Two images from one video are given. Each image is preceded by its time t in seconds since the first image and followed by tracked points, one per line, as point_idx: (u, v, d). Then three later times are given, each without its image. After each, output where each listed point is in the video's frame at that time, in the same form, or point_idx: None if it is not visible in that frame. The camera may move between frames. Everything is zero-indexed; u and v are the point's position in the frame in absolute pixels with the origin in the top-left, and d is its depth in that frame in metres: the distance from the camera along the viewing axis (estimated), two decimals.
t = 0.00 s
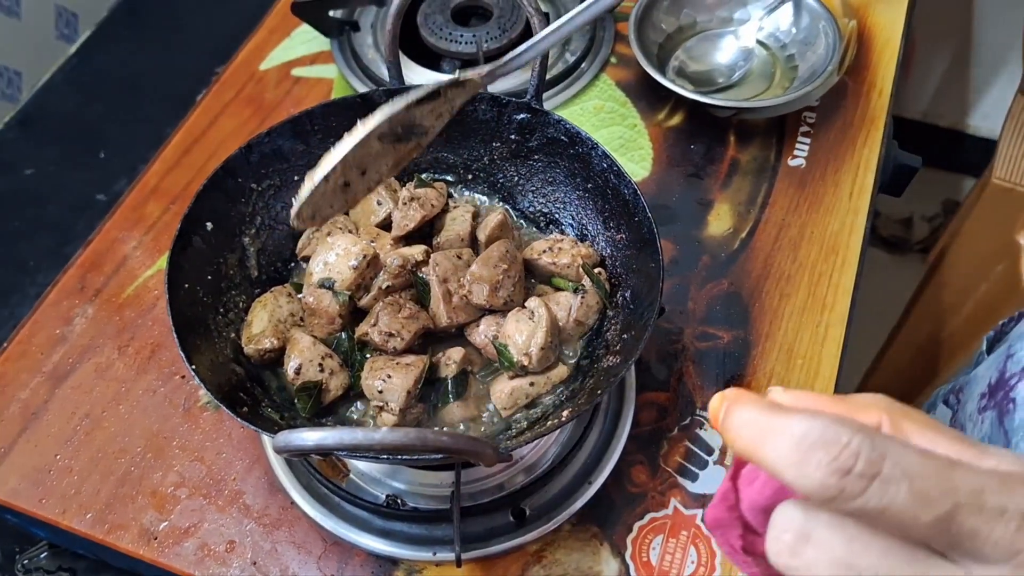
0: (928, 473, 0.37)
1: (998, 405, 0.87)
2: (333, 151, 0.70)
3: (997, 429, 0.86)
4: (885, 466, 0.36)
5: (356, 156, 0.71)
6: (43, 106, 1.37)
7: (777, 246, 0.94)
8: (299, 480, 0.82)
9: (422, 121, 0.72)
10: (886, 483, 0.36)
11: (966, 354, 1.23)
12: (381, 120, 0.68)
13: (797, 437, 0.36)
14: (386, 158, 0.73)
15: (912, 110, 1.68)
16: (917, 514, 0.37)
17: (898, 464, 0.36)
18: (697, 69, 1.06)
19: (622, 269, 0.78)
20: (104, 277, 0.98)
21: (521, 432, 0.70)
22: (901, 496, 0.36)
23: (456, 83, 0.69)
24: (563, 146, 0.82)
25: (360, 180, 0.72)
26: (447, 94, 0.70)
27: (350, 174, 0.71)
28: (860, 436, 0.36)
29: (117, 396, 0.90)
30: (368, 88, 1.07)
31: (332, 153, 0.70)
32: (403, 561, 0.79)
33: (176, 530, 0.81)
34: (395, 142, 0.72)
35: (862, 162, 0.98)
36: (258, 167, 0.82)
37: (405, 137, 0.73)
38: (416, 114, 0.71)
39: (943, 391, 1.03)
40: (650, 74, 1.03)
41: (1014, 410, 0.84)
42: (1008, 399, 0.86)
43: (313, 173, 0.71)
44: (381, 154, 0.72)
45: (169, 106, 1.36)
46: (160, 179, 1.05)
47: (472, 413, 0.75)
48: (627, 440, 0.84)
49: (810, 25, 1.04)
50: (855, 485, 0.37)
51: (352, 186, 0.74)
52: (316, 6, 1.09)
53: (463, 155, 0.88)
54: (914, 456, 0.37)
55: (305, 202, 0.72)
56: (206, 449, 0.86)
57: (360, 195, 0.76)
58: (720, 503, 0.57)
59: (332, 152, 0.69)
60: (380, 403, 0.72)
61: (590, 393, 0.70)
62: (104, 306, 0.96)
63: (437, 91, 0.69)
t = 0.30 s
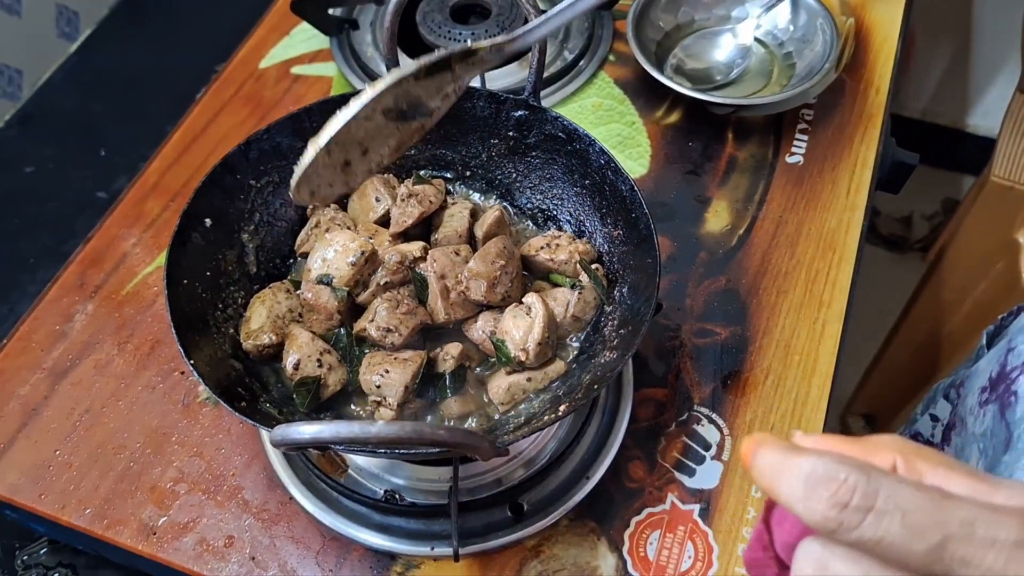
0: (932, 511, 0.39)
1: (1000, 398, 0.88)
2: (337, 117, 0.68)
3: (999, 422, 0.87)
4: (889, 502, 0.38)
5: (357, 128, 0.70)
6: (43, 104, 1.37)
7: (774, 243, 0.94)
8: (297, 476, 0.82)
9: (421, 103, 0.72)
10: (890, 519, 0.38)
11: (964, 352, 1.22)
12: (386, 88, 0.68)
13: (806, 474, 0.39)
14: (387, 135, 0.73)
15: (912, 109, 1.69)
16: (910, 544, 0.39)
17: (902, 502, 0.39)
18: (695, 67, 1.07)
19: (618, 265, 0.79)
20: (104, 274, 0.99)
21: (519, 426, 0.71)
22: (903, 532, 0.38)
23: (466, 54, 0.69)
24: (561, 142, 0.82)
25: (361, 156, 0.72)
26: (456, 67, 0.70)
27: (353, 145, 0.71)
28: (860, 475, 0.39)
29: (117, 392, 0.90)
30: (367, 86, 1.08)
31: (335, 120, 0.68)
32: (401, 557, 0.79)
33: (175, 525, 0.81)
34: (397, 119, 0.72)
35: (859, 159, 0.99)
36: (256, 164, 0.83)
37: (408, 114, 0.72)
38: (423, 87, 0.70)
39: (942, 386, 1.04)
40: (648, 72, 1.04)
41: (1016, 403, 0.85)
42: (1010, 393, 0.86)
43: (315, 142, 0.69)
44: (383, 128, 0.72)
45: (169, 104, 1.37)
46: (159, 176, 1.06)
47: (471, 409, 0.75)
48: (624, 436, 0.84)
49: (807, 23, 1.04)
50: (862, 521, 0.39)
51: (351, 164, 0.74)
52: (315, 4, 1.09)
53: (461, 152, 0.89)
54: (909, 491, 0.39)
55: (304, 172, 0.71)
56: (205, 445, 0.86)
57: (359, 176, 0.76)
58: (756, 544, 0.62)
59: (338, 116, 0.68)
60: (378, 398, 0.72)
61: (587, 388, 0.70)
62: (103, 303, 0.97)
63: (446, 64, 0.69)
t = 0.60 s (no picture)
0: (1000, 531, 0.60)
1: (999, 394, 0.88)
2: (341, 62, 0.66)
3: (999, 419, 0.87)
4: (949, 518, 0.63)
5: (356, 79, 0.69)
6: (44, 103, 1.38)
7: (770, 238, 0.95)
8: (296, 469, 0.83)
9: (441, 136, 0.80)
10: (956, 528, 0.62)
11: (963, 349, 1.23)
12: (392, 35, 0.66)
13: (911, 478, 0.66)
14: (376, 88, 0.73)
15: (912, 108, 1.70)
16: (959, 518, 0.62)
17: (1009, 521, 0.60)
18: (692, 64, 1.07)
19: (614, 259, 0.79)
20: (105, 270, 0.99)
21: (515, 418, 0.71)
22: (989, 543, 0.60)
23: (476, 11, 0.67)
24: (558, 138, 0.83)
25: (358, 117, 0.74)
26: (460, 27, 0.70)
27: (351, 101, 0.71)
28: (992, 509, 0.61)
29: (117, 387, 0.91)
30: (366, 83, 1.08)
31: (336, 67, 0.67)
32: (399, 548, 0.79)
33: (174, 517, 0.82)
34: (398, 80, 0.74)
35: (854, 156, 0.99)
36: (256, 160, 0.83)
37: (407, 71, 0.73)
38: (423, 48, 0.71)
39: (938, 382, 1.04)
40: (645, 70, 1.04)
41: (1016, 400, 0.85)
42: (1009, 389, 0.87)
43: (315, 87, 0.67)
44: (381, 90, 0.73)
45: (170, 103, 1.38)
46: (159, 173, 1.06)
47: (468, 401, 0.76)
48: (620, 429, 0.85)
49: (803, 20, 1.05)
50: (961, 527, 0.62)
51: (346, 126, 0.75)
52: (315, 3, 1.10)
53: (459, 147, 0.89)
54: (945, 484, 0.64)
55: (298, 123, 0.69)
56: (205, 439, 0.87)
57: (355, 131, 0.76)
58: None
59: (342, 61, 0.66)
60: (376, 390, 0.73)
61: (582, 380, 0.71)
62: (104, 299, 0.97)
63: (453, 23, 0.69)
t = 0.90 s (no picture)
0: (1007, 509, 0.67)
1: (1001, 398, 0.88)
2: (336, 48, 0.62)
3: (1003, 424, 0.87)
4: (971, 507, 0.70)
5: (353, 72, 0.67)
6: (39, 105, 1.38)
7: (764, 240, 0.95)
8: (290, 471, 0.83)
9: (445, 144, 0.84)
10: (971, 513, 0.70)
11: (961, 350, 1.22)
12: (386, 22, 0.62)
13: (943, 473, 0.75)
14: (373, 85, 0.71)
15: (909, 110, 1.71)
16: (975, 509, 0.70)
17: (1011, 501, 0.67)
18: (686, 66, 1.07)
19: (606, 261, 0.79)
20: (99, 272, 0.99)
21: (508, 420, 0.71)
22: (998, 523, 0.68)
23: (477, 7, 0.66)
24: (550, 140, 0.83)
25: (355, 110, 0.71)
26: (456, 22, 0.68)
27: (345, 95, 0.69)
28: (1003, 492, 0.68)
29: (111, 388, 0.91)
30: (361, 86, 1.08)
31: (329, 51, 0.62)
32: (392, 551, 0.79)
33: (167, 520, 0.82)
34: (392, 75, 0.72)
35: (848, 157, 0.99)
36: (249, 162, 0.83)
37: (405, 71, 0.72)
38: (418, 44, 0.69)
39: (937, 385, 1.03)
40: (639, 71, 1.04)
41: (1019, 403, 0.85)
42: (1011, 393, 0.87)
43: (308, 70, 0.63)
44: (376, 85, 0.72)
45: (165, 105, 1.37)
46: (154, 175, 1.06)
47: (459, 403, 0.76)
48: (613, 430, 0.85)
49: (797, 22, 1.05)
50: (975, 512, 0.69)
51: (342, 121, 0.73)
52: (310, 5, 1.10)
53: (452, 149, 0.90)
54: (966, 478, 0.71)
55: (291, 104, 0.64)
56: (198, 441, 0.87)
57: (348, 126, 0.74)
58: None
59: (334, 46, 0.62)
60: (368, 393, 0.73)
61: (574, 382, 0.71)
62: (98, 301, 0.97)
63: (450, 17, 0.67)
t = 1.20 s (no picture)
0: (1007, 525, 0.67)
1: (1005, 399, 0.87)
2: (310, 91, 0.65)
3: (1008, 426, 0.85)
4: (971, 525, 0.69)
5: (330, 107, 0.70)
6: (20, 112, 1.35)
7: (757, 254, 0.92)
8: (267, 496, 0.80)
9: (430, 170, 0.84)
10: (970, 531, 0.69)
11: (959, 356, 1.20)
12: (354, 59, 0.65)
13: (939, 494, 0.74)
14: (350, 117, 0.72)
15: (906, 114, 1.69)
16: (975, 526, 0.69)
17: (1012, 519, 0.67)
18: (678, 74, 1.05)
19: (593, 280, 0.77)
20: (76, 287, 0.97)
21: (490, 448, 0.69)
22: (999, 541, 0.67)
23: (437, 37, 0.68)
24: (536, 154, 0.80)
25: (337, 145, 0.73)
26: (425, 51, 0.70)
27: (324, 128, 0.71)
28: (1003, 509, 0.68)
29: (86, 409, 0.88)
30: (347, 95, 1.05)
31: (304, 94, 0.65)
32: None
33: (140, 547, 0.80)
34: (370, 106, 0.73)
35: (844, 169, 0.97)
36: (225, 177, 0.80)
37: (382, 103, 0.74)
38: (391, 74, 0.71)
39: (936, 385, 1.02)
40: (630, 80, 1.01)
41: None
42: (1015, 394, 0.86)
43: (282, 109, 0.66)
44: (354, 117, 0.73)
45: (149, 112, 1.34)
46: (134, 187, 1.04)
47: (441, 428, 0.73)
48: (602, 452, 0.82)
49: (792, 29, 1.03)
50: (975, 530, 0.69)
51: (327, 153, 0.75)
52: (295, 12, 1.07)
53: (436, 163, 0.87)
54: (965, 497, 0.71)
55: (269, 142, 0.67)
56: (174, 464, 0.84)
57: (334, 159, 0.76)
58: None
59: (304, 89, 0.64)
60: (345, 418, 0.70)
61: (558, 408, 0.68)
62: (74, 318, 0.94)
63: (418, 48, 0.69)
